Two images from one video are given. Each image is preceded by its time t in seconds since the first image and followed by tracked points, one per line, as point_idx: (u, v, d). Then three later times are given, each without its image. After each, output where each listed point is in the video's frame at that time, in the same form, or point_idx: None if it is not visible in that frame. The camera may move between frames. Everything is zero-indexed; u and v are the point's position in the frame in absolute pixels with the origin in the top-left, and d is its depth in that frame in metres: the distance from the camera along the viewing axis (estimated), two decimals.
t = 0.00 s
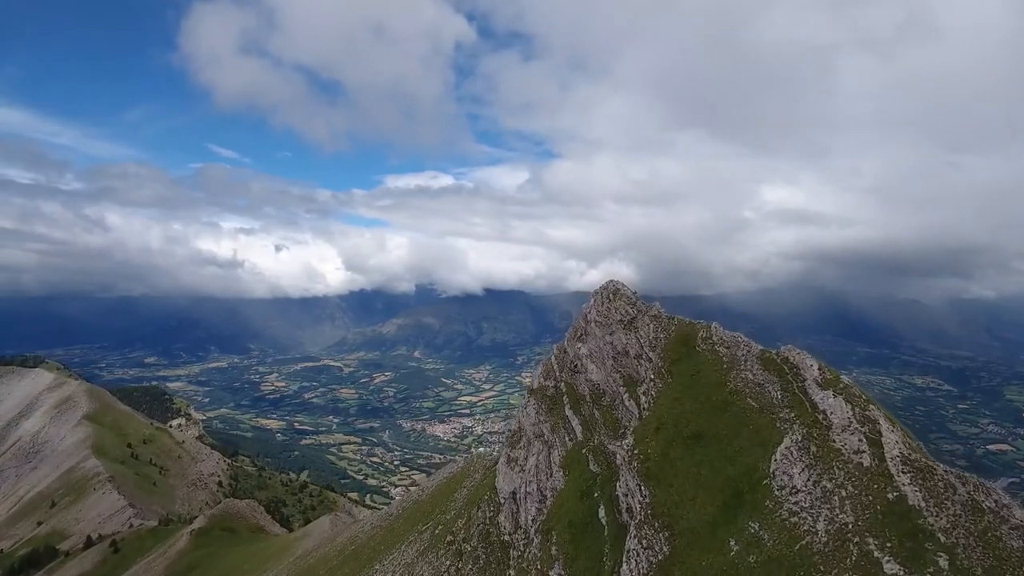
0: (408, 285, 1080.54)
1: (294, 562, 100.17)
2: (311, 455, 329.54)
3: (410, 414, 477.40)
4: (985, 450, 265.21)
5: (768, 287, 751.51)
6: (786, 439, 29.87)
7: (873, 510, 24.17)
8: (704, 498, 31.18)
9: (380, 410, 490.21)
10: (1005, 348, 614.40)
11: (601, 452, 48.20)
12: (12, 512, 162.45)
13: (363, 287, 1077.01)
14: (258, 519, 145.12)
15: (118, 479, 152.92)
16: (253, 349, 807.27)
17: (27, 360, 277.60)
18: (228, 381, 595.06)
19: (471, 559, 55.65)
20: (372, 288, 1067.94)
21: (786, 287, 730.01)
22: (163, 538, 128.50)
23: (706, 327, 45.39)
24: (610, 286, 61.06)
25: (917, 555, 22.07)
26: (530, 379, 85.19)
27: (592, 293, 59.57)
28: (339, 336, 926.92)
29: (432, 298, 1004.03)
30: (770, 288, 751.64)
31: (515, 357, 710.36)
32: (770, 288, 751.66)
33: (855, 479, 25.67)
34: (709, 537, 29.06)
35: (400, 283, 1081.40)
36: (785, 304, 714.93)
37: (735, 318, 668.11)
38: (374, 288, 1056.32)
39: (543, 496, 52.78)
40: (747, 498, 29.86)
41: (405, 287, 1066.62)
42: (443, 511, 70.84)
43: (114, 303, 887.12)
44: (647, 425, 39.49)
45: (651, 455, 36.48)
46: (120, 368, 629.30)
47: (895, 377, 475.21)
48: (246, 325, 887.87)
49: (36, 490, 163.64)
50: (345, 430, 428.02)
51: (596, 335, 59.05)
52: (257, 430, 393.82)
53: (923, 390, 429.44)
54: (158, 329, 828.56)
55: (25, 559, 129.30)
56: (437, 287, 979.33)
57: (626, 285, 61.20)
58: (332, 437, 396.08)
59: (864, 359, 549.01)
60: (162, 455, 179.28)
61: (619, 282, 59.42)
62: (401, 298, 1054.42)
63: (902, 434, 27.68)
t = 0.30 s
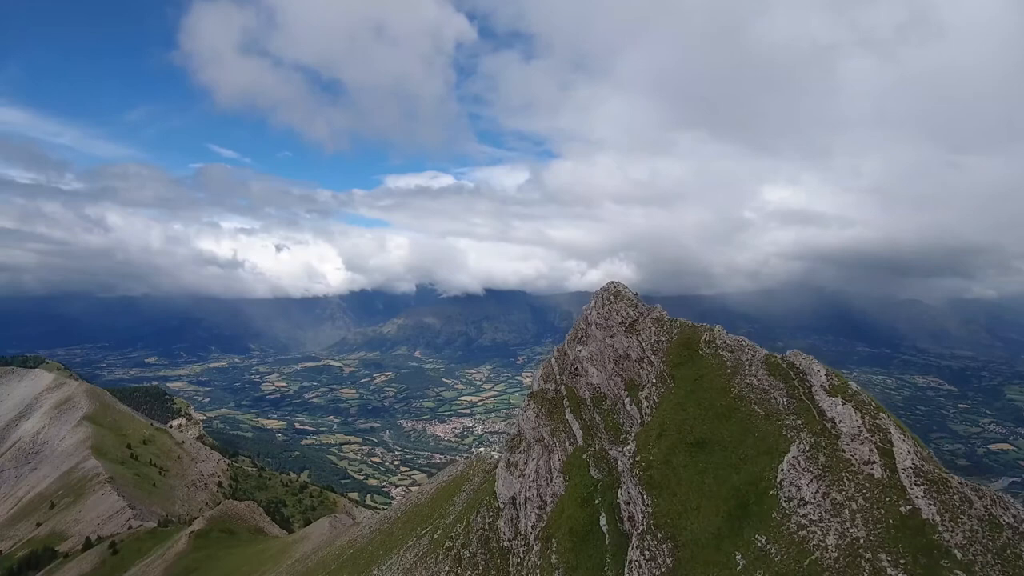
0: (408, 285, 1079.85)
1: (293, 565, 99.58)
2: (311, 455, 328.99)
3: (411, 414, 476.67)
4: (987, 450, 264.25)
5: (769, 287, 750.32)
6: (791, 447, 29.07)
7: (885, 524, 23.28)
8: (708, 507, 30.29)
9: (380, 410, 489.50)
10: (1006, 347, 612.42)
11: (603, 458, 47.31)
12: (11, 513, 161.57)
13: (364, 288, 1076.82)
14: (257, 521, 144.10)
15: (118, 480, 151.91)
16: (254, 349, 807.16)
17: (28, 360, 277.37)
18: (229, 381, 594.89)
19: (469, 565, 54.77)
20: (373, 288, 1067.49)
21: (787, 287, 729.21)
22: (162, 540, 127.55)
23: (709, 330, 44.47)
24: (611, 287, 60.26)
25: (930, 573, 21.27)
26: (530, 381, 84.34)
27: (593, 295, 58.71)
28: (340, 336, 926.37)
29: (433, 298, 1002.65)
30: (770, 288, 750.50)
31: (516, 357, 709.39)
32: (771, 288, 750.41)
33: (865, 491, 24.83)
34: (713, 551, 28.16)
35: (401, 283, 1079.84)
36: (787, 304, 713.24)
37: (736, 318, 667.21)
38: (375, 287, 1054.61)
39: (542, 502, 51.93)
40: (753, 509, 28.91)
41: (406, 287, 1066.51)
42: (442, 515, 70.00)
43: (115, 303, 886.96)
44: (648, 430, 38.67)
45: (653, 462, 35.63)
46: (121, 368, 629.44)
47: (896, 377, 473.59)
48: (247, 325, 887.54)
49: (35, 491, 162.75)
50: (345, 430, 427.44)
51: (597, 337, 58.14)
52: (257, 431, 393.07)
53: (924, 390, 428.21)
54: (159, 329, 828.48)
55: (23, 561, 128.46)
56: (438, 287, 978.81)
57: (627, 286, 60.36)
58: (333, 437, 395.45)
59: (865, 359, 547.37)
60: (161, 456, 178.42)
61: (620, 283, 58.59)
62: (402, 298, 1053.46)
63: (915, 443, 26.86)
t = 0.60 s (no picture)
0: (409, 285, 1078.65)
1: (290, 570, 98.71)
2: (311, 455, 328.48)
3: (411, 414, 475.91)
4: (988, 450, 263.02)
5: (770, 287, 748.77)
6: (799, 458, 28.17)
7: (898, 540, 22.50)
8: (714, 518, 29.29)
9: (380, 410, 488.71)
10: (1007, 347, 610.76)
11: (604, 464, 46.33)
12: (10, 514, 160.85)
13: (364, 288, 1075.92)
14: (255, 523, 143.27)
15: (117, 481, 150.80)
16: (254, 348, 806.79)
17: (28, 359, 276.90)
18: (230, 381, 594.43)
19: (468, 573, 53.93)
20: (373, 288, 1066.65)
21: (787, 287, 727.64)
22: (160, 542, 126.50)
23: (712, 335, 43.61)
24: (612, 289, 59.31)
25: None
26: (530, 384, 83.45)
27: (593, 297, 57.85)
28: (340, 336, 925.79)
29: (433, 298, 1000.84)
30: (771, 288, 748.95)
31: (516, 358, 708.32)
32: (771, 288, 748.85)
33: (875, 504, 24.04)
34: (719, 565, 27.26)
35: (402, 283, 1078.09)
36: (788, 303, 711.44)
37: (737, 318, 665.94)
38: (376, 287, 1052.69)
39: (543, 508, 51.03)
40: (760, 522, 28.04)
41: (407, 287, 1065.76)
42: (441, 520, 69.04)
43: (115, 303, 886.47)
44: (650, 437, 37.76)
45: (656, 470, 34.63)
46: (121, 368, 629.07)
47: (897, 376, 472.44)
48: (248, 325, 886.52)
49: (34, 492, 162.00)
50: (346, 430, 426.76)
51: (598, 340, 57.23)
52: (257, 431, 392.18)
53: (925, 390, 426.74)
54: (159, 330, 828.14)
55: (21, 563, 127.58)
56: (438, 287, 977.94)
57: (628, 288, 59.50)
58: (333, 437, 394.79)
59: (866, 359, 545.96)
60: (161, 457, 177.52)
61: (621, 285, 57.70)
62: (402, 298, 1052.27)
63: (928, 455, 26.10)
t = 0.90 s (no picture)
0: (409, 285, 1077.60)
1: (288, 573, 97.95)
2: (311, 455, 328.13)
3: (411, 414, 475.26)
4: (988, 450, 262.10)
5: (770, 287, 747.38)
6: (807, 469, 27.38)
7: (913, 558, 21.90)
8: (718, 530, 28.36)
9: (381, 410, 488.07)
10: (1007, 347, 609.49)
11: (604, 470, 45.42)
12: (8, 515, 160.19)
13: (365, 288, 1074.97)
14: (254, 525, 142.44)
15: (115, 482, 149.87)
16: (254, 348, 806.11)
17: (28, 360, 276.52)
18: (230, 381, 594.09)
19: None
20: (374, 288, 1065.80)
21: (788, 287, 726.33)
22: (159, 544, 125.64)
23: (714, 339, 42.74)
24: (612, 292, 58.37)
25: None
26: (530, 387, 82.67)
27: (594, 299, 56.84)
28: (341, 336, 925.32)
29: (433, 298, 999.91)
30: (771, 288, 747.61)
31: (516, 358, 707.42)
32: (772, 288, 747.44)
33: (888, 519, 23.35)
34: None
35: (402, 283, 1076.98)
36: (788, 303, 710.42)
37: (737, 318, 664.88)
38: (376, 287, 1051.60)
39: (542, 515, 50.14)
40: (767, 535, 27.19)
41: (407, 287, 1064.77)
42: (440, 524, 68.12)
43: (116, 303, 886.23)
44: (652, 444, 36.81)
45: (658, 479, 33.68)
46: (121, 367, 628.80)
47: (897, 376, 471.80)
48: (248, 325, 885.69)
49: (33, 493, 161.25)
50: (346, 430, 426.00)
51: (599, 343, 56.24)
52: (258, 431, 391.50)
53: (925, 390, 425.72)
54: (160, 330, 827.77)
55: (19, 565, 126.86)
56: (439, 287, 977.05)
57: (628, 291, 58.56)
58: (333, 437, 394.28)
59: (866, 359, 545.19)
60: (160, 458, 176.59)
61: (621, 288, 56.76)
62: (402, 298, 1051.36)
63: (940, 467, 25.36)
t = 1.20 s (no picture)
0: (409, 285, 1076.55)
1: None
2: (311, 455, 327.68)
3: (411, 414, 474.56)
4: (989, 450, 261.32)
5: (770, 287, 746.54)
6: (815, 480, 26.66)
7: None
8: (722, 543, 27.50)
9: (381, 410, 487.36)
10: (1008, 347, 608.83)
11: (605, 477, 44.55)
12: (7, 516, 159.39)
13: (365, 288, 1074.36)
14: (252, 527, 141.47)
15: (114, 483, 148.87)
16: (254, 348, 805.36)
17: (28, 360, 275.89)
18: (230, 381, 593.29)
19: None
20: (374, 288, 1065.11)
21: (788, 287, 725.57)
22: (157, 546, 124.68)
23: (718, 343, 41.85)
24: (613, 294, 57.48)
25: None
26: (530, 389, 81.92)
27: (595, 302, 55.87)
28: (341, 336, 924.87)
29: (434, 298, 998.94)
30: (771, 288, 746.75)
31: (516, 358, 706.61)
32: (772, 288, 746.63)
33: (901, 535, 22.68)
34: None
35: (402, 282, 1075.79)
36: (789, 303, 709.54)
37: (738, 318, 664.04)
38: (376, 287, 1050.15)
39: (541, 522, 49.29)
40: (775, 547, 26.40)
41: (407, 287, 1064.44)
42: (438, 529, 67.15)
43: (116, 303, 885.21)
44: (654, 452, 35.89)
45: (661, 488, 32.72)
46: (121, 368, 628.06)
47: (897, 376, 471.05)
48: (248, 325, 884.80)
49: (31, 494, 160.48)
50: (346, 430, 425.37)
51: (599, 347, 55.30)
52: (258, 431, 390.86)
53: (926, 390, 425.03)
54: (160, 330, 826.88)
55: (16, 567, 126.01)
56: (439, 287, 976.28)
57: (629, 293, 57.62)
58: (334, 437, 393.69)
59: (866, 359, 544.50)
60: (159, 458, 175.67)
61: (622, 290, 55.93)
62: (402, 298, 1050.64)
63: (953, 480, 24.71)
